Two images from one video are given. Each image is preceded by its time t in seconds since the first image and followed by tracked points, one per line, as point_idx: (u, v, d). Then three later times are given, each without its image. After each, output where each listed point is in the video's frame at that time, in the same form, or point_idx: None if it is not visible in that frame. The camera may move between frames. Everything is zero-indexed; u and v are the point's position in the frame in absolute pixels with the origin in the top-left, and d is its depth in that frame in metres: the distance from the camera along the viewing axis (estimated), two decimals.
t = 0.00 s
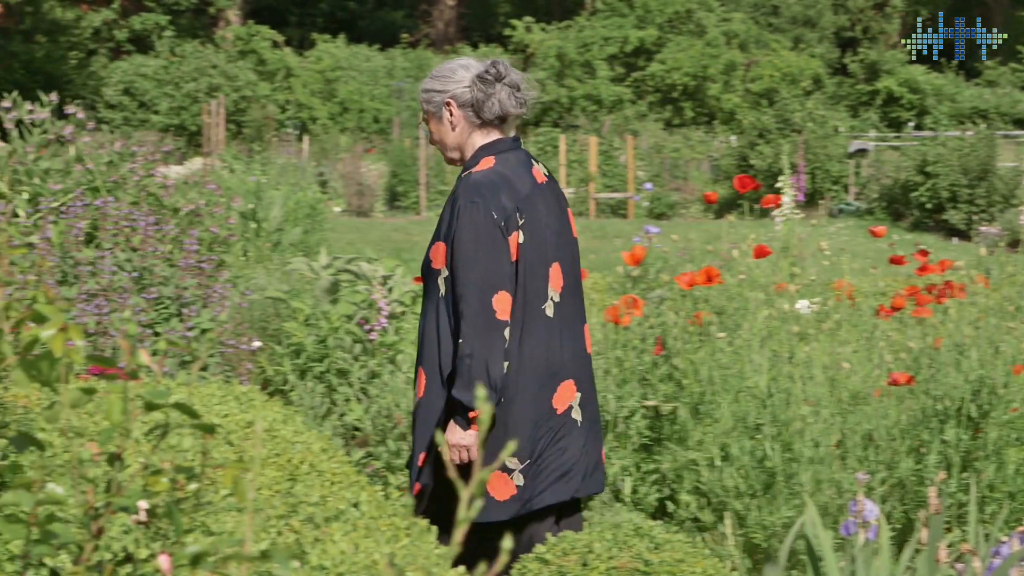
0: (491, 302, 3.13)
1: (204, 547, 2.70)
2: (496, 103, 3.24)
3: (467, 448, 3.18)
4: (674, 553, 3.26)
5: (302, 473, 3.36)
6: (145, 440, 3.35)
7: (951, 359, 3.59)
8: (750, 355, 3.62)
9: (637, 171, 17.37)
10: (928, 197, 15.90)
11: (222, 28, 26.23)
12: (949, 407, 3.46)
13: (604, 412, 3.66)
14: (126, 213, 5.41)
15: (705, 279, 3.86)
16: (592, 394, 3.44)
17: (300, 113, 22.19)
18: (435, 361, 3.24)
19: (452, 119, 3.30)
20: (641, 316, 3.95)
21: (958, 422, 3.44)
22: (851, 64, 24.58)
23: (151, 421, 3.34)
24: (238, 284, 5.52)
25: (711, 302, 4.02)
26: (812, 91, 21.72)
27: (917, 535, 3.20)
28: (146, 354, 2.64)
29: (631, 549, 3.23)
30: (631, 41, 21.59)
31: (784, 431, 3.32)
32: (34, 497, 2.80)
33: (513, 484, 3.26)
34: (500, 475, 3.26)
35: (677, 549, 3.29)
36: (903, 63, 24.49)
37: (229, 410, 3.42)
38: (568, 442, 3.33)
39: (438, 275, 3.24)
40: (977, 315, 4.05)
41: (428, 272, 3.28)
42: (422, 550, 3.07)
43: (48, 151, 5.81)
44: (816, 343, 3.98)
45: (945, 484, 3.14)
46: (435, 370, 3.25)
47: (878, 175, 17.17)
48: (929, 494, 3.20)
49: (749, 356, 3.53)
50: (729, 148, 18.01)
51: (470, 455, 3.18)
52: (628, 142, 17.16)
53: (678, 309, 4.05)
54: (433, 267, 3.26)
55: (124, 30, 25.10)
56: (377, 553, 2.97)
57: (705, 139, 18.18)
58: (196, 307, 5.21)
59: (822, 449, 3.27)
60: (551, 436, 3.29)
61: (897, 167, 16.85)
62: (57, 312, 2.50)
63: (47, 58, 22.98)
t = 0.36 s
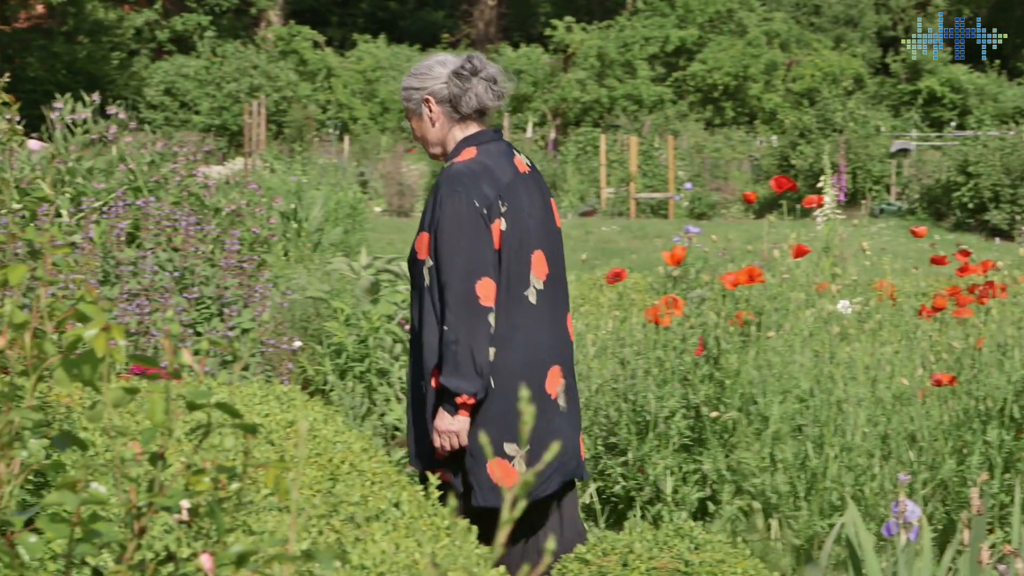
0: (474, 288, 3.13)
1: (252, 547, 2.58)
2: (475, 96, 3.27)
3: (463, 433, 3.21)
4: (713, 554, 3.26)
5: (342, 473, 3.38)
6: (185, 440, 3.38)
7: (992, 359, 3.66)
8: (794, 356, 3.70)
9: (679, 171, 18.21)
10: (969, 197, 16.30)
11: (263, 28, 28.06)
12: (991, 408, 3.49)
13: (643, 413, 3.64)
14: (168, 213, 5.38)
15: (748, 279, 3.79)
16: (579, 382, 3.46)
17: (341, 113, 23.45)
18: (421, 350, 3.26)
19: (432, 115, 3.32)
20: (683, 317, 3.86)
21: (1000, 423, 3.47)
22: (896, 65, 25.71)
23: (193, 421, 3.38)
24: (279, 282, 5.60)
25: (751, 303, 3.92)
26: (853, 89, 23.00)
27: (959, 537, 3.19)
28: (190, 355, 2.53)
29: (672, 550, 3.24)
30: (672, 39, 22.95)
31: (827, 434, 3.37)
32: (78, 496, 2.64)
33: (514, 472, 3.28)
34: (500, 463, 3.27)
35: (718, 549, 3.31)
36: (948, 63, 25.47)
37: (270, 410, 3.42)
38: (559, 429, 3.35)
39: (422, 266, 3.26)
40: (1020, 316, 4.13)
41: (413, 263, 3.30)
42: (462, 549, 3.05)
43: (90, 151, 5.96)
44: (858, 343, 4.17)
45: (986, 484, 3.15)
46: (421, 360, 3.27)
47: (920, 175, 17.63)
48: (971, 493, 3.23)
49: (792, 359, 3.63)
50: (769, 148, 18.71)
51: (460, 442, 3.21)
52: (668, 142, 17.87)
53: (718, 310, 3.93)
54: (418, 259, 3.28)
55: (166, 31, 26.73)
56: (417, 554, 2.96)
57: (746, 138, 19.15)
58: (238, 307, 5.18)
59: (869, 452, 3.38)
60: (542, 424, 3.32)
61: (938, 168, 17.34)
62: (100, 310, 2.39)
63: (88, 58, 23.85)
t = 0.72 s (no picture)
0: (449, 271, 3.24)
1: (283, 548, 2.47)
2: (468, 86, 3.36)
3: (428, 414, 3.39)
4: (749, 557, 3.24)
5: (376, 473, 3.38)
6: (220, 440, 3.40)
7: None
8: (828, 356, 3.74)
9: (712, 171, 19.49)
10: (1004, 197, 16.56)
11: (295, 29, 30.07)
12: None
13: (676, 413, 3.63)
14: (202, 213, 5.61)
15: (779, 282, 3.85)
16: (577, 365, 3.53)
17: (375, 114, 23.64)
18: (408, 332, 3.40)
19: (427, 107, 3.44)
20: (716, 317, 3.87)
21: None
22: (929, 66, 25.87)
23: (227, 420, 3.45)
24: (314, 284, 5.91)
25: (785, 303, 4.03)
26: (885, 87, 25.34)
27: (993, 537, 3.17)
28: (226, 355, 2.38)
29: (705, 551, 3.24)
30: (705, 40, 25.08)
31: (862, 434, 3.41)
32: (110, 495, 2.55)
33: (492, 454, 3.39)
34: (482, 447, 3.39)
35: (752, 550, 3.30)
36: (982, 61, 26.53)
37: (304, 410, 3.45)
38: (547, 410, 3.44)
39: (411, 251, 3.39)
40: None
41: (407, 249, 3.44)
42: (494, 550, 3.04)
43: (125, 151, 6.13)
44: (895, 343, 4.27)
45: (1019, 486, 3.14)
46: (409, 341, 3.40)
47: (953, 175, 18.45)
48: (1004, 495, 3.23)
49: (829, 357, 3.69)
50: (803, 149, 19.89)
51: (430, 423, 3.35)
52: (701, 143, 19.29)
53: (753, 309, 4.03)
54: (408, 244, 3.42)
55: (200, 32, 28.68)
56: (452, 554, 2.96)
57: (780, 139, 20.78)
58: (271, 307, 5.40)
59: (904, 451, 3.43)
60: (529, 405, 3.41)
61: (972, 169, 17.92)
62: (135, 309, 2.26)
63: (123, 58, 25.38)
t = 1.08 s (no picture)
0: (442, 272, 3.32)
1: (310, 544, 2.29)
2: (470, 92, 3.43)
3: (422, 414, 3.48)
4: (774, 558, 3.24)
5: (402, 473, 3.37)
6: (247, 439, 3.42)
7: None
8: (855, 356, 3.82)
9: (738, 171, 20.10)
10: None
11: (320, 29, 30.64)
12: None
13: (702, 413, 3.65)
14: (228, 214, 5.67)
15: (808, 280, 3.95)
16: (573, 366, 3.57)
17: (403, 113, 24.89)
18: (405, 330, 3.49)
19: (430, 111, 3.52)
20: (741, 317, 3.95)
21: None
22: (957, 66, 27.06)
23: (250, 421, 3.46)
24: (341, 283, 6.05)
25: (813, 302, 4.16)
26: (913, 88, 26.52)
27: (1022, 537, 3.16)
28: (254, 353, 2.29)
29: (731, 551, 3.24)
30: (731, 39, 26.25)
31: (887, 434, 3.46)
32: (140, 494, 2.42)
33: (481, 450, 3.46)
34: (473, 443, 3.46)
35: (778, 550, 3.29)
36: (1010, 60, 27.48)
37: (331, 410, 3.47)
38: (541, 411, 3.49)
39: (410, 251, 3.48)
40: None
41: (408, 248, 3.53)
42: (518, 552, 3.02)
43: (151, 152, 6.42)
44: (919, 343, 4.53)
45: None
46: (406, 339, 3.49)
47: (979, 176, 18.74)
48: None
49: (853, 356, 3.77)
50: (830, 149, 20.27)
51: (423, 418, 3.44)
52: (727, 143, 19.87)
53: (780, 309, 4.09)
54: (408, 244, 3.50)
55: (227, 32, 29.48)
56: (477, 554, 2.97)
57: (805, 139, 21.48)
58: (297, 307, 5.42)
59: (929, 452, 3.50)
60: (522, 405, 3.46)
61: (1000, 169, 18.28)
62: (162, 309, 2.18)
63: (149, 59, 26.46)
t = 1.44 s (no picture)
0: (427, 265, 3.33)
1: (337, 548, 1.86)
2: (468, 87, 3.45)
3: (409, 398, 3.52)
4: (795, 560, 3.23)
5: (421, 472, 3.33)
6: (269, 439, 3.47)
7: None
8: (876, 357, 4.11)
9: (759, 171, 20.64)
10: None
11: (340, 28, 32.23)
12: None
13: (721, 413, 3.86)
14: (248, 214, 6.09)
15: (827, 280, 4.36)
16: (562, 356, 3.54)
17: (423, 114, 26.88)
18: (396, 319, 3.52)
19: (427, 105, 3.55)
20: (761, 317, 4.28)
21: None
22: (977, 67, 29.28)
23: (273, 419, 3.54)
24: (358, 282, 6.50)
25: (830, 303, 4.58)
26: (933, 87, 27.84)
27: None
28: (278, 352, 1.94)
29: (751, 551, 3.25)
30: (751, 39, 27.71)
31: (909, 435, 3.68)
32: (157, 497, 2.07)
33: (467, 439, 3.48)
34: (459, 431, 3.48)
35: (797, 551, 3.29)
36: None
37: (351, 410, 3.54)
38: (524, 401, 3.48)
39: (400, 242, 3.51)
40: None
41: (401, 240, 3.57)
42: (539, 551, 2.95)
43: (171, 152, 6.74)
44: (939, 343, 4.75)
45: None
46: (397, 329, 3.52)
47: (1000, 176, 19.04)
48: None
49: (875, 356, 4.08)
50: (851, 149, 20.48)
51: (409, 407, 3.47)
52: (746, 143, 20.23)
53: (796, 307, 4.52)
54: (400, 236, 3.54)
55: (247, 32, 31.01)
56: (497, 555, 2.87)
57: (825, 140, 22.38)
58: (315, 305, 5.88)
59: (949, 451, 3.71)
60: (504, 395, 3.46)
61: (1020, 170, 18.61)
62: (184, 307, 1.86)
63: (171, 59, 26.37)
